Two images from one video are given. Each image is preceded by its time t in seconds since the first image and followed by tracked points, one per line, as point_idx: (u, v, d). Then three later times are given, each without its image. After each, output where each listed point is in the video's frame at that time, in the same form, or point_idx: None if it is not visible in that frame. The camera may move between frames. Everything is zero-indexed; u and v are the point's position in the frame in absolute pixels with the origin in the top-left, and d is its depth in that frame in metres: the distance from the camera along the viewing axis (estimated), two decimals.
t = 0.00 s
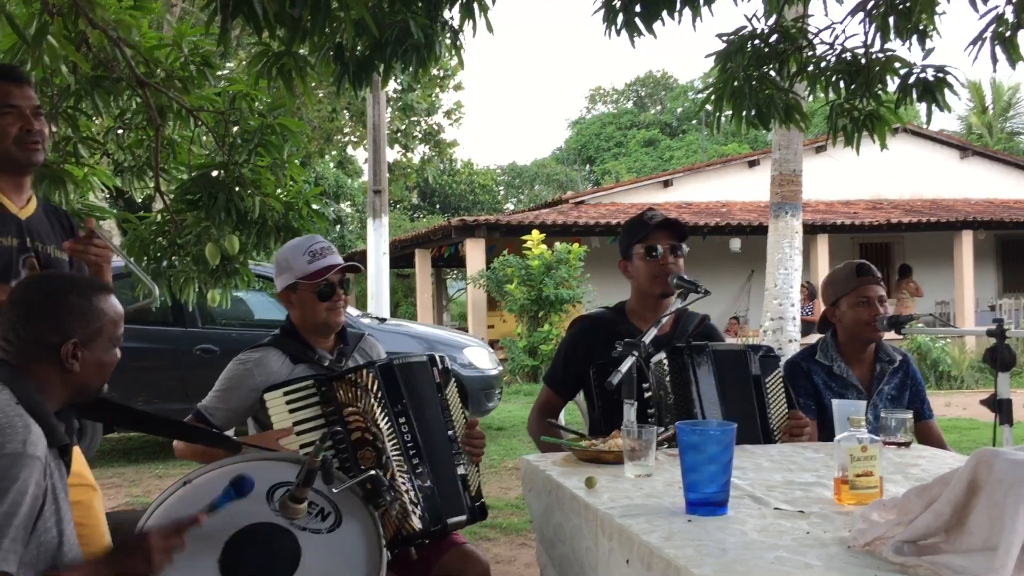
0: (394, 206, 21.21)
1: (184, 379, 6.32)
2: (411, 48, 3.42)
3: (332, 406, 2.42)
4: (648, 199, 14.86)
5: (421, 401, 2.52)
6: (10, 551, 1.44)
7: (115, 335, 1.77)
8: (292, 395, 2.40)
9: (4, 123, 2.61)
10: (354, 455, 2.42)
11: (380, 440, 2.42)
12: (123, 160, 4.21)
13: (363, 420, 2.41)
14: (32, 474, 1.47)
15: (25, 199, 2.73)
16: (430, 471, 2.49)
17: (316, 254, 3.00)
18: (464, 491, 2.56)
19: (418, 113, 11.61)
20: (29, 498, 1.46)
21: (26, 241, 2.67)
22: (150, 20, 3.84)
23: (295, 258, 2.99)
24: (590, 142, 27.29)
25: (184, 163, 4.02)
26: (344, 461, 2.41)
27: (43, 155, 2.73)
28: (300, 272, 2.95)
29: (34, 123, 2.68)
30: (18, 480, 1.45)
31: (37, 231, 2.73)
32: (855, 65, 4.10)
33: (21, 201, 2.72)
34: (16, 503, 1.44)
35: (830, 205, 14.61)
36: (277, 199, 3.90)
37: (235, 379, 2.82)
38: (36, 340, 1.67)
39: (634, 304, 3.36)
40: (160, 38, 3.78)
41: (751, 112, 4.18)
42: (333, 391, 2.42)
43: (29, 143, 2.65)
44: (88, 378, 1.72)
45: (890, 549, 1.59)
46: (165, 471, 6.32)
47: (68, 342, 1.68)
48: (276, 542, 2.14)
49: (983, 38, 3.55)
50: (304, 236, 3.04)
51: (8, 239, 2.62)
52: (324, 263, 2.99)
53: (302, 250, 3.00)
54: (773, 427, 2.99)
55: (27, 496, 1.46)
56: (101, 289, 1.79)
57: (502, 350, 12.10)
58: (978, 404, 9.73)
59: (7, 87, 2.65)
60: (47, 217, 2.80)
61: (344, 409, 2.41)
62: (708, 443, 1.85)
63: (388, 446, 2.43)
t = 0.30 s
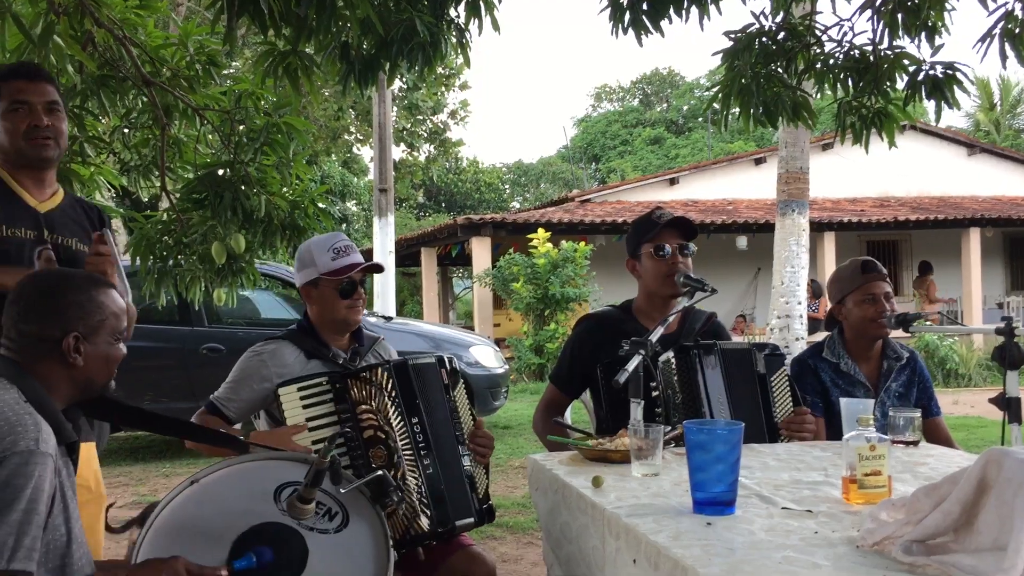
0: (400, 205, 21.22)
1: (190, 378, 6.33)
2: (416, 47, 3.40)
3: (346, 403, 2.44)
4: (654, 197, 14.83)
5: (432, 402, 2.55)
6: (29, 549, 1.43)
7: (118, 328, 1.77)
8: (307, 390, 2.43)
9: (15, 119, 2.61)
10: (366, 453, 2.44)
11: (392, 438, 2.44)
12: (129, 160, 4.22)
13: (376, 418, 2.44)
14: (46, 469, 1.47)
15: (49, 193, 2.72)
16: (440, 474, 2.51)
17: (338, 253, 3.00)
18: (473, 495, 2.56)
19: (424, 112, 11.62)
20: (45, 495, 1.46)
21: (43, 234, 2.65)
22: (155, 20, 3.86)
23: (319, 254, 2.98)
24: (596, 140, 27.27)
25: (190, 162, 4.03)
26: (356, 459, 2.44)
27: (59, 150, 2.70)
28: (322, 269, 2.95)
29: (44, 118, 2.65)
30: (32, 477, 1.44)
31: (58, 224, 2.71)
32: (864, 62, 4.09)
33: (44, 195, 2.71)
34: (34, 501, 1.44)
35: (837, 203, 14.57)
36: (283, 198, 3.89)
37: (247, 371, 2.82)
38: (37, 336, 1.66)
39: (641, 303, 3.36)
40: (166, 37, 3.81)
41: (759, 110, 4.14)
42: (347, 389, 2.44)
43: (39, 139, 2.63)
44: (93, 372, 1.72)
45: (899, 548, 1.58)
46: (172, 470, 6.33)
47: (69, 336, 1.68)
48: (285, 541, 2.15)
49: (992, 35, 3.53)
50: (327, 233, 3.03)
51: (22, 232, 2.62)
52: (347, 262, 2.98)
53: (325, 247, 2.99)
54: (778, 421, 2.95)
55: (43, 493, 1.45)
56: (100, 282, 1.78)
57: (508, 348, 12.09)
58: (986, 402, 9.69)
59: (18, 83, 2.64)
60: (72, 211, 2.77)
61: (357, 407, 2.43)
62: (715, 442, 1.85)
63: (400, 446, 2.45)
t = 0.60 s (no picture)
0: (403, 206, 21.26)
1: (193, 380, 6.33)
2: (418, 48, 3.40)
3: (353, 404, 2.43)
4: (656, 197, 14.83)
5: (440, 403, 2.58)
6: (27, 555, 1.44)
7: (118, 330, 1.76)
8: (316, 388, 2.42)
9: (36, 131, 2.58)
10: (372, 453, 2.42)
11: (399, 438, 2.45)
12: (131, 162, 4.22)
13: (383, 418, 2.44)
14: (48, 476, 1.47)
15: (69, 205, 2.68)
16: (447, 476, 2.51)
17: (358, 254, 2.97)
18: (480, 498, 2.57)
19: (426, 113, 11.63)
20: (46, 501, 1.47)
21: (58, 245, 2.61)
22: (157, 22, 3.87)
23: (339, 254, 2.96)
24: (598, 140, 27.30)
25: (192, 164, 4.03)
26: (363, 458, 2.42)
27: (80, 163, 2.64)
28: (343, 270, 2.92)
29: (66, 132, 2.61)
30: (34, 484, 1.45)
31: (75, 236, 2.65)
32: (866, 63, 4.09)
33: (64, 206, 2.67)
34: (34, 508, 1.44)
35: (840, 203, 14.55)
36: (285, 199, 3.90)
37: (257, 366, 2.83)
38: (36, 340, 1.66)
39: (645, 304, 3.35)
40: (167, 39, 3.82)
41: (761, 111, 4.12)
42: (356, 388, 2.43)
43: (58, 151, 2.58)
44: (95, 375, 1.72)
45: (902, 550, 1.58)
46: (175, 472, 6.34)
47: (69, 341, 1.68)
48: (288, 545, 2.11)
49: (996, 35, 3.53)
50: (347, 235, 3.01)
51: (34, 242, 2.57)
52: (368, 263, 2.97)
53: (346, 248, 2.97)
54: (782, 421, 2.96)
55: (44, 499, 1.46)
56: (100, 284, 1.78)
57: (511, 349, 12.10)
58: (989, 402, 9.67)
59: (44, 97, 2.61)
60: (92, 224, 2.71)
61: (365, 407, 2.43)
62: (718, 444, 1.83)
63: (406, 445, 2.47)
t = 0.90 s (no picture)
0: (404, 210, 21.28)
1: (194, 385, 6.33)
2: (420, 52, 3.42)
3: (357, 406, 2.42)
4: (657, 201, 14.83)
5: (444, 406, 2.60)
6: (24, 564, 1.44)
7: (123, 347, 1.76)
8: (321, 392, 2.41)
9: (35, 125, 2.57)
10: (376, 456, 2.40)
11: (402, 441, 2.45)
12: (132, 166, 4.22)
13: (388, 421, 2.44)
14: (47, 486, 1.47)
15: (71, 201, 2.68)
16: (451, 479, 2.53)
17: (366, 259, 2.97)
18: (484, 503, 2.58)
19: (426, 117, 11.63)
20: (45, 511, 1.46)
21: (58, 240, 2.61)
22: (158, 27, 3.87)
23: (348, 257, 2.96)
24: (598, 144, 27.34)
25: (193, 169, 4.04)
26: (366, 460, 2.40)
27: (80, 157, 2.64)
28: (350, 273, 2.92)
29: (64, 126, 2.60)
30: (32, 493, 1.44)
31: (75, 230, 2.65)
32: (867, 66, 4.08)
33: (64, 201, 2.67)
34: (32, 518, 1.44)
35: (841, 206, 14.54)
36: (286, 204, 3.89)
37: (262, 369, 2.83)
38: (37, 346, 1.66)
39: (646, 308, 3.34)
40: (168, 44, 3.82)
41: (762, 115, 4.13)
42: (360, 391, 2.43)
43: (57, 146, 2.58)
44: (93, 389, 1.71)
45: (905, 556, 1.58)
46: (176, 477, 6.33)
47: (71, 351, 1.68)
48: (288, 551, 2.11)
49: (996, 38, 3.53)
50: (356, 239, 3.01)
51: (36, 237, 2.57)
52: (376, 267, 2.97)
53: (353, 253, 2.97)
54: (788, 428, 2.94)
55: (43, 509, 1.46)
56: (111, 300, 1.78)
57: (513, 353, 12.10)
58: (991, 405, 9.66)
59: (42, 92, 2.61)
60: (93, 219, 2.70)
61: (369, 409, 2.42)
62: (720, 449, 1.83)
63: (410, 449, 2.47)
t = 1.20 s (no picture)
0: (402, 216, 21.30)
1: (191, 391, 6.31)
2: (418, 59, 3.43)
3: (351, 415, 2.41)
4: (655, 207, 14.85)
5: (439, 413, 2.59)
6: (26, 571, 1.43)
7: (121, 355, 1.75)
8: (314, 400, 2.40)
9: (34, 140, 2.57)
10: (371, 464, 2.42)
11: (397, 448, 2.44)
12: (130, 173, 4.22)
13: (382, 429, 2.43)
14: (44, 493, 1.47)
15: (67, 215, 2.67)
16: (446, 486, 2.53)
17: (363, 268, 2.96)
18: (481, 510, 2.58)
19: (425, 123, 11.64)
20: (42, 518, 1.46)
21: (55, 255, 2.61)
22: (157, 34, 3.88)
23: (344, 267, 2.95)
24: (597, 150, 27.40)
25: (191, 175, 4.04)
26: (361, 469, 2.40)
27: (78, 174, 2.64)
28: (346, 283, 2.92)
29: (64, 143, 2.60)
30: (29, 501, 1.44)
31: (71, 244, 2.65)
32: (865, 73, 4.08)
33: (61, 215, 2.67)
34: (30, 525, 1.44)
35: (839, 213, 14.56)
36: (284, 211, 3.89)
37: (255, 378, 2.83)
38: (33, 353, 1.66)
39: (645, 316, 3.34)
40: (167, 51, 3.82)
41: (759, 121, 4.14)
42: (354, 400, 2.42)
43: (56, 162, 2.58)
44: (89, 397, 1.71)
45: (903, 564, 1.57)
46: (174, 483, 6.32)
47: (66, 359, 1.68)
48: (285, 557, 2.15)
49: (993, 46, 3.54)
50: (354, 248, 3.00)
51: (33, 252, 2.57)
52: (373, 278, 2.96)
53: (351, 262, 2.96)
54: (788, 436, 2.93)
55: (40, 515, 1.46)
56: (111, 307, 1.78)
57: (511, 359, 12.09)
58: (989, 411, 9.65)
59: (42, 108, 2.60)
60: (89, 233, 2.71)
61: (363, 418, 2.41)
62: (717, 457, 1.83)
63: (404, 456, 2.48)
